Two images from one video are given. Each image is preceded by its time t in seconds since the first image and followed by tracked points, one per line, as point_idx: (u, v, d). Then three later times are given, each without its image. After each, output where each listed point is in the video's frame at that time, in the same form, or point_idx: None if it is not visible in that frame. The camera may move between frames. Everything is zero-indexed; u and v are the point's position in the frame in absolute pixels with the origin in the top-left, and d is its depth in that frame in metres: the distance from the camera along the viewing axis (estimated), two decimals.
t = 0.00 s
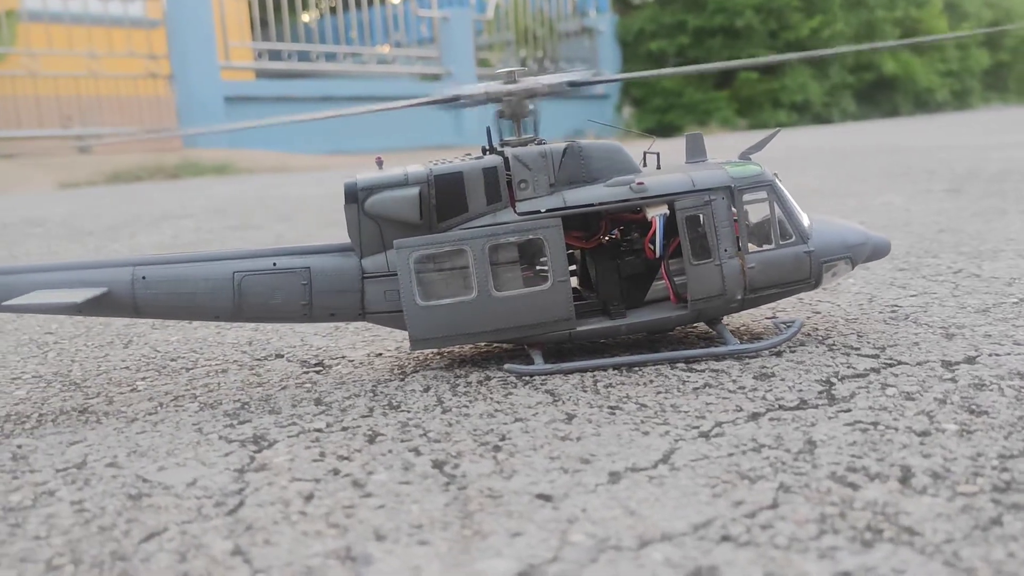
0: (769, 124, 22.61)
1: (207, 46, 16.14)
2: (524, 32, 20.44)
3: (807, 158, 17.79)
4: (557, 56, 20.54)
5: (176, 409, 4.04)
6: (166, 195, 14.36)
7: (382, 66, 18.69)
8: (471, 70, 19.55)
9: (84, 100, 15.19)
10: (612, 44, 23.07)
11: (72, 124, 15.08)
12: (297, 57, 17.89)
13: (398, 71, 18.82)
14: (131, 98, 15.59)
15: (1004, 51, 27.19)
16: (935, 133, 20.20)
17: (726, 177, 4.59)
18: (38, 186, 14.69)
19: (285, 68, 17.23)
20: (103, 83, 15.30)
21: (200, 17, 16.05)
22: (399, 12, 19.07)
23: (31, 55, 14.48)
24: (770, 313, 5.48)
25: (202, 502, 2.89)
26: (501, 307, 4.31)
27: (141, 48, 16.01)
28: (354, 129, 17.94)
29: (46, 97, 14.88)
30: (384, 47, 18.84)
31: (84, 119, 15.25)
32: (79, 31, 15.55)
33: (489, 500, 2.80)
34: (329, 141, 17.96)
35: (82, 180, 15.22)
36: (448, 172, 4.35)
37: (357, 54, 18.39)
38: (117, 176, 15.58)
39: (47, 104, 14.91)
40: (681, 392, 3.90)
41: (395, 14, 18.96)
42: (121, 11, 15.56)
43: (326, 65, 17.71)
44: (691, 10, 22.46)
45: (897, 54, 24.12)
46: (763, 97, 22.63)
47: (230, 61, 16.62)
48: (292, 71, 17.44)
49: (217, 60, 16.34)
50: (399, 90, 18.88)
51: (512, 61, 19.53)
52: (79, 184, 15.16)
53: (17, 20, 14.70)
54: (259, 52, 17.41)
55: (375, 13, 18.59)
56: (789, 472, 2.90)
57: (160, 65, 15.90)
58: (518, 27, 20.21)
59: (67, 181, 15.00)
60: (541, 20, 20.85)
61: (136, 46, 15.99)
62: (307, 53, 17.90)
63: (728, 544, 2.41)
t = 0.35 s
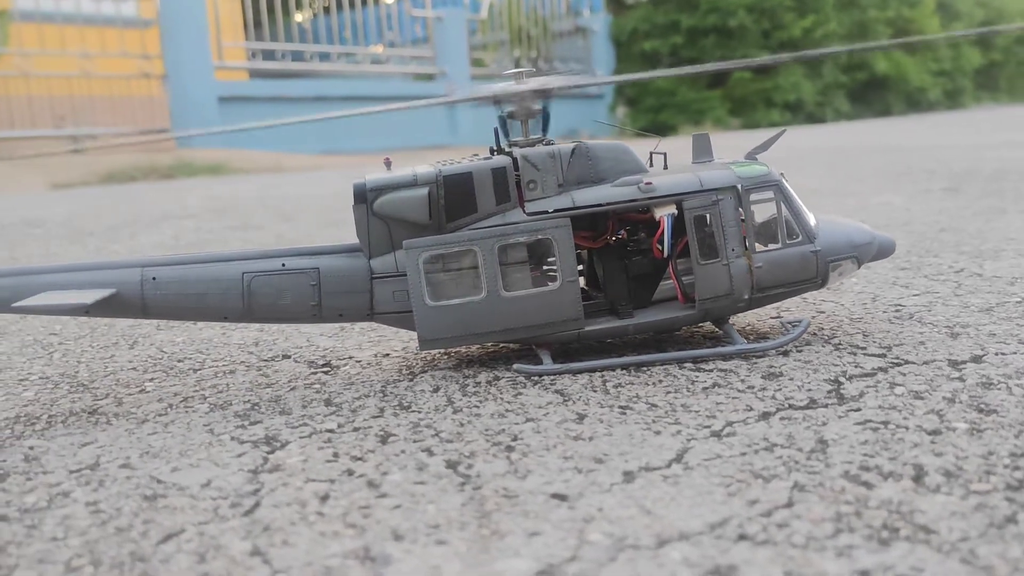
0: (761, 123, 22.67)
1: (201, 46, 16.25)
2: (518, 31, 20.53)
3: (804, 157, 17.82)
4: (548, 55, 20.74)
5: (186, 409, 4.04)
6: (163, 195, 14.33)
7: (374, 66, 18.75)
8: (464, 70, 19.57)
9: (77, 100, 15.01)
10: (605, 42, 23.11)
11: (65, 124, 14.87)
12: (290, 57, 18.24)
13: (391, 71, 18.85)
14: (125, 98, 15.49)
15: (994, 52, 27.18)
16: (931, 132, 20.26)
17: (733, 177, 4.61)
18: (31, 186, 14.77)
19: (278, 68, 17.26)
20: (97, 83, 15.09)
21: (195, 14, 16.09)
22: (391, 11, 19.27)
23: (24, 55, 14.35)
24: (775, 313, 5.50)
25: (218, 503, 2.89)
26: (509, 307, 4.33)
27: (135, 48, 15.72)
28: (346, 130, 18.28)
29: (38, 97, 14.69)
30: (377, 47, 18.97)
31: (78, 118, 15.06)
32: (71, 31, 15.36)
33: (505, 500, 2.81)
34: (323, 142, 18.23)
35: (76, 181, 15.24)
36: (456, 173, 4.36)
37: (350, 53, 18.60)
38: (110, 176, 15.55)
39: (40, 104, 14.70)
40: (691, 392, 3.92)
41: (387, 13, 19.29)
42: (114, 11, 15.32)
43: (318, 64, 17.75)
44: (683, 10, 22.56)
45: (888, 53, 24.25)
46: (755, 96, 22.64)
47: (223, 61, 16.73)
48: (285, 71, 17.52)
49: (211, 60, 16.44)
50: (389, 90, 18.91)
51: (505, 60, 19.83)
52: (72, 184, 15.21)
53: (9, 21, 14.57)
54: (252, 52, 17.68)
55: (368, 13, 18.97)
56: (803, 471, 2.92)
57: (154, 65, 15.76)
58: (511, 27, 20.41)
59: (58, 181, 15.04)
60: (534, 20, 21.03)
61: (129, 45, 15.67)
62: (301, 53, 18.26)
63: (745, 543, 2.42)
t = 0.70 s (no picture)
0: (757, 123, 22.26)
1: (196, 45, 16.14)
2: (513, 32, 20.95)
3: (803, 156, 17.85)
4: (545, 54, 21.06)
5: (203, 407, 4.05)
6: (162, 194, 14.28)
7: (370, 66, 18.78)
8: (460, 69, 19.79)
9: (72, 101, 15.05)
10: (600, 40, 22.90)
11: (60, 124, 14.90)
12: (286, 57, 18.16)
13: (387, 70, 18.88)
14: (120, 99, 15.40)
15: (987, 52, 27.23)
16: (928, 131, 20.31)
17: (746, 175, 4.63)
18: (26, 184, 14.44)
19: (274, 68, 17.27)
20: (92, 83, 15.11)
21: (192, 14, 16.02)
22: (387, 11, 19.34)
23: (19, 55, 14.29)
24: (786, 311, 5.52)
25: (244, 499, 2.90)
26: (525, 305, 4.34)
27: (130, 48, 15.68)
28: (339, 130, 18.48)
29: (33, 97, 14.72)
30: (373, 46, 19.16)
31: (72, 118, 15.10)
32: (66, 30, 15.18)
33: (531, 495, 2.82)
34: (317, 142, 18.33)
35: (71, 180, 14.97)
36: (471, 171, 4.37)
37: (346, 53, 18.63)
38: (106, 176, 15.35)
39: (35, 103, 14.74)
40: (707, 388, 3.93)
41: (381, 14, 19.28)
42: (111, 11, 15.28)
43: (314, 65, 17.78)
44: (679, 10, 22.18)
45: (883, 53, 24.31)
46: (751, 96, 22.36)
47: (219, 60, 16.68)
48: (281, 71, 17.52)
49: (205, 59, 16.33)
50: (387, 91, 18.83)
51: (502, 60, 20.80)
52: (66, 183, 14.88)
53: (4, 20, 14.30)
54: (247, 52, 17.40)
55: (364, 13, 19.04)
56: (826, 466, 2.93)
57: (148, 65, 15.67)
58: (507, 27, 20.80)
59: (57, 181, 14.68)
60: (530, 19, 21.06)
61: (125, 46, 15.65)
62: (297, 53, 18.21)
63: (774, 537, 2.44)
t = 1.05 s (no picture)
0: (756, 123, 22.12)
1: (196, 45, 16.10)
2: (512, 31, 21.16)
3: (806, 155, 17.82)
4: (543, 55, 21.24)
5: (230, 405, 4.06)
6: (164, 194, 14.27)
7: (370, 65, 18.75)
8: (459, 68, 19.98)
9: (71, 100, 15.04)
10: (597, 39, 22.51)
11: (59, 124, 14.85)
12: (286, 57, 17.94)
13: (386, 70, 18.83)
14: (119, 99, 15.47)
15: (986, 50, 27.06)
16: (931, 130, 20.26)
17: (768, 173, 4.64)
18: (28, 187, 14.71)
19: (274, 68, 17.19)
20: (91, 83, 15.14)
21: (187, 16, 15.95)
22: (387, 11, 19.30)
23: (19, 55, 14.36)
24: (804, 308, 5.53)
25: (280, 495, 2.92)
26: (548, 303, 4.35)
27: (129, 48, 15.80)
28: (336, 130, 18.52)
29: (33, 96, 14.71)
30: (372, 46, 19.08)
31: (72, 117, 15.08)
32: (66, 30, 15.18)
33: (566, 491, 2.84)
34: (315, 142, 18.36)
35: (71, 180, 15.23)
36: (495, 169, 4.38)
37: (345, 52, 18.59)
38: (106, 176, 15.57)
39: (34, 103, 14.74)
40: (733, 385, 3.95)
41: (376, 14, 19.12)
42: (110, 10, 15.32)
43: (314, 64, 17.76)
44: (679, 9, 21.56)
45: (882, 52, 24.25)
46: (750, 95, 22.09)
47: (219, 60, 16.58)
48: (281, 70, 17.42)
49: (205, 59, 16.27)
50: (388, 90, 18.95)
51: (501, 58, 21.01)
52: (67, 184, 15.21)
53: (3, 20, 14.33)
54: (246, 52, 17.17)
55: (364, 12, 18.74)
56: (859, 462, 2.95)
57: (148, 65, 15.81)
58: (507, 26, 21.00)
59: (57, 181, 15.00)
60: (529, 18, 21.24)
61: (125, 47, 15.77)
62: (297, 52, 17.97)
63: (814, 531, 2.46)
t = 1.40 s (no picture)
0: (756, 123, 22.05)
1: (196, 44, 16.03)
2: (512, 30, 21.25)
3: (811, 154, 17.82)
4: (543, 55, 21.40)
5: (253, 403, 4.08)
6: (168, 193, 14.28)
7: (370, 65, 18.72)
8: (459, 71, 20.10)
9: (71, 100, 15.21)
10: (598, 39, 22.66)
11: (59, 123, 15.16)
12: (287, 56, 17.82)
13: (386, 69, 18.88)
14: (118, 98, 15.66)
15: (991, 47, 26.85)
16: (935, 128, 20.22)
17: (786, 172, 4.66)
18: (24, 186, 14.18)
19: (274, 67, 17.18)
20: (91, 82, 15.26)
21: (187, 21, 15.77)
22: (386, 11, 19.31)
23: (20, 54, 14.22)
24: (820, 307, 5.55)
25: (311, 492, 2.93)
26: (568, 301, 4.36)
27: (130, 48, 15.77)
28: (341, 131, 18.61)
29: (32, 96, 14.81)
30: (371, 45, 18.99)
31: (72, 117, 15.35)
32: (65, 29, 15.16)
33: (596, 488, 2.85)
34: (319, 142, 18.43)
35: (72, 178, 14.68)
36: (516, 168, 4.40)
37: (345, 52, 18.48)
38: (106, 175, 15.07)
39: (33, 102, 14.88)
40: (754, 382, 3.97)
41: (375, 14, 19.12)
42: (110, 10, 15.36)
43: (313, 64, 17.79)
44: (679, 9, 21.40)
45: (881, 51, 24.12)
46: (750, 94, 22.03)
47: (218, 60, 16.50)
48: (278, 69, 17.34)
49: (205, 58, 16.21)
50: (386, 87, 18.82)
51: (501, 58, 21.14)
52: (68, 183, 14.58)
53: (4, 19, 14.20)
54: (246, 52, 17.07)
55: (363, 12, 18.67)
56: (887, 459, 2.96)
57: (148, 65, 15.84)
58: (507, 25, 21.11)
59: (57, 180, 14.40)
60: (530, 18, 21.31)
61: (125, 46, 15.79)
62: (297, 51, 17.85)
63: (848, 528, 2.47)
